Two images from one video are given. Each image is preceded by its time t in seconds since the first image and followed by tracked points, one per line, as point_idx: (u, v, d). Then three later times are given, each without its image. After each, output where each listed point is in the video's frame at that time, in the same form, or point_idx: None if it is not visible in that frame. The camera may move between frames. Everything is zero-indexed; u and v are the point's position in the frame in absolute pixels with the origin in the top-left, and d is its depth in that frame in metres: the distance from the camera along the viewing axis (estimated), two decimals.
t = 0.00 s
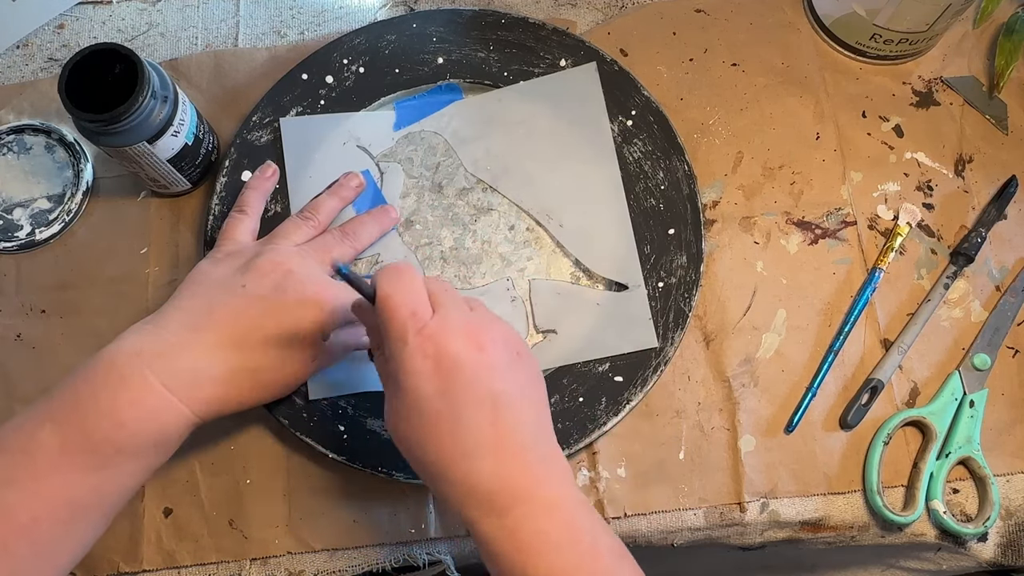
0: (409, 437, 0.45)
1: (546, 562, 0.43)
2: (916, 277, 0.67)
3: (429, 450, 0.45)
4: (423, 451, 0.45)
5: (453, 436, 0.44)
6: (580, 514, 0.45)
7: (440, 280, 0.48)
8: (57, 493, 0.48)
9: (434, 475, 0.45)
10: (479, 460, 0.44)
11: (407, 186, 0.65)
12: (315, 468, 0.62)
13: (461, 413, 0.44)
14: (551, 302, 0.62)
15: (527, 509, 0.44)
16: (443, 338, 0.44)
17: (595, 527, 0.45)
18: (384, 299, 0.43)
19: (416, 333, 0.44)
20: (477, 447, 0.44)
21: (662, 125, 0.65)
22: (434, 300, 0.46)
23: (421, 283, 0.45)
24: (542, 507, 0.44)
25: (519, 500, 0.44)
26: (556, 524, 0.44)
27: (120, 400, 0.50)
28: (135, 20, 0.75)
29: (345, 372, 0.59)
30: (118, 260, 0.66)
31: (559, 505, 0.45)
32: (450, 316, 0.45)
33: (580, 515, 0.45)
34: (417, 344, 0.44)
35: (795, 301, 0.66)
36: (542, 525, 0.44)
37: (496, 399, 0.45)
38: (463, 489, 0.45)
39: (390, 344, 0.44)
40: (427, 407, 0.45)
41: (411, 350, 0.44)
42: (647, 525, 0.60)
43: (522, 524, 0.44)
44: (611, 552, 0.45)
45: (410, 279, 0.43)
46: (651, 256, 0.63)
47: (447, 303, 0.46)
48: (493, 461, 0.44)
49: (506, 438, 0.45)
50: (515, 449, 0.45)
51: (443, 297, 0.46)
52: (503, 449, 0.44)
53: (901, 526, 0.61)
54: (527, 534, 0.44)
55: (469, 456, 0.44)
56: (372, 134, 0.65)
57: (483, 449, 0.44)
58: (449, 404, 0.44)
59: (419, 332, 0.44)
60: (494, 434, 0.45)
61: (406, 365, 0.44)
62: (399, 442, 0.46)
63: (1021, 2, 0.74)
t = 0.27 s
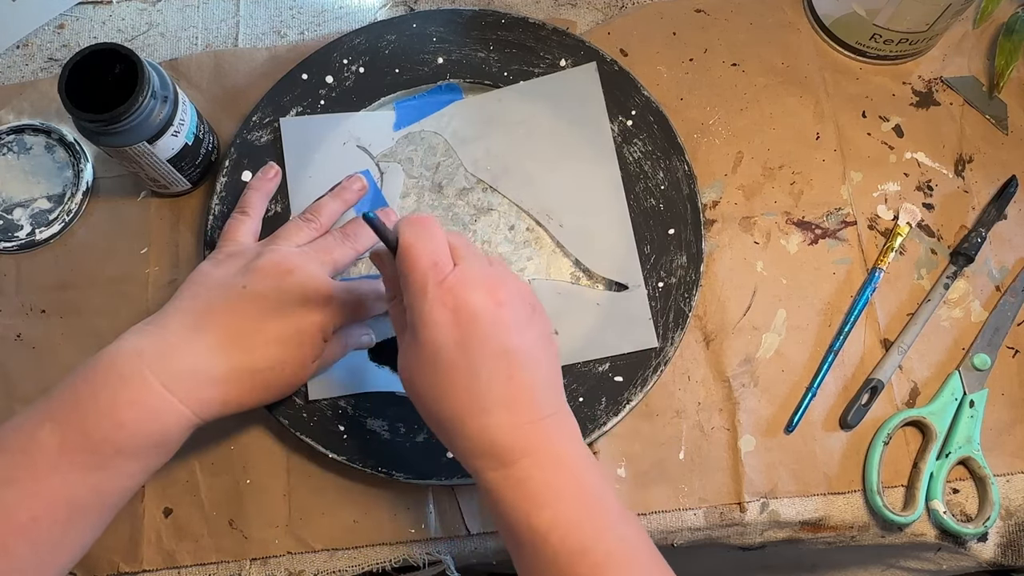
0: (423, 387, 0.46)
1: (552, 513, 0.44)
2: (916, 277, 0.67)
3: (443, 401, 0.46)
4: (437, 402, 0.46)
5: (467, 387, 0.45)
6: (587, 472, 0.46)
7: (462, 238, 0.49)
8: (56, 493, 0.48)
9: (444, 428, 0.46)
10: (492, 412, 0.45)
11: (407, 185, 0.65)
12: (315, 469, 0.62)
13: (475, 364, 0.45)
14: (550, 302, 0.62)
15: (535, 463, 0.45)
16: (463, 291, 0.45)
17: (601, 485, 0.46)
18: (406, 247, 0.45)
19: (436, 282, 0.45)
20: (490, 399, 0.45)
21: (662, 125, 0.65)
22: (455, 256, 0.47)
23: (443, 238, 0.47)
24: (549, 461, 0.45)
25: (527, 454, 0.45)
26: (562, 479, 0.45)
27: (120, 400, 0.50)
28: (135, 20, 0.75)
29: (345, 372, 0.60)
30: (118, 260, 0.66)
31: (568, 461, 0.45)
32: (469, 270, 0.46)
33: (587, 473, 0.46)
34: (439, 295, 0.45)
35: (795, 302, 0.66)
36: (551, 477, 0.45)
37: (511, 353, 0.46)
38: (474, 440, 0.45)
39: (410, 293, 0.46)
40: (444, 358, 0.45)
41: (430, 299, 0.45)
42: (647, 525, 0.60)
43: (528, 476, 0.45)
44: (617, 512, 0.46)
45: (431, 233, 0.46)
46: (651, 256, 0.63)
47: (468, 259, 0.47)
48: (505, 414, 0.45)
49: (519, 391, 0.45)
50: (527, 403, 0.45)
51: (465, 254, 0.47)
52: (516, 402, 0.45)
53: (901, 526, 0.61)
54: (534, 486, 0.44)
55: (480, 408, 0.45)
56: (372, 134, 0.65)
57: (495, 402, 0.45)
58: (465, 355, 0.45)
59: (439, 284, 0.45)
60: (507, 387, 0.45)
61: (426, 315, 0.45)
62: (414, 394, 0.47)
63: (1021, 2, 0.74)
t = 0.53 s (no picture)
0: (402, 377, 0.46)
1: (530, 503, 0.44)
2: (916, 277, 0.67)
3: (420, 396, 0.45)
4: (414, 393, 0.45)
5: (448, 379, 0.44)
6: (565, 462, 0.45)
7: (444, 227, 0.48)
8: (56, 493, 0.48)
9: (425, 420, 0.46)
10: (470, 405, 0.44)
11: (407, 185, 0.65)
12: (315, 468, 0.62)
13: (455, 356, 0.44)
14: (550, 302, 0.62)
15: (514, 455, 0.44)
16: (444, 280, 0.44)
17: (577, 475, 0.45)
18: (389, 236, 0.44)
19: (417, 273, 0.44)
20: (469, 391, 0.44)
21: (662, 125, 0.65)
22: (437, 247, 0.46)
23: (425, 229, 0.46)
24: (528, 454, 0.44)
25: (507, 446, 0.44)
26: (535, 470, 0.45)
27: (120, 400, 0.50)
28: (135, 20, 0.75)
29: (345, 372, 0.60)
30: (118, 260, 0.66)
31: (547, 455, 0.45)
32: (451, 261, 0.45)
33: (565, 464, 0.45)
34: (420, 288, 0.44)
35: (795, 302, 0.66)
36: (528, 470, 0.44)
37: (491, 346, 0.45)
38: (452, 431, 0.45)
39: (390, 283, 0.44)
40: (423, 349, 0.44)
41: (410, 289, 0.44)
42: (647, 525, 0.60)
43: (507, 469, 0.44)
44: (595, 505, 0.45)
45: (417, 226, 0.45)
46: (651, 256, 0.63)
47: (450, 249, 0.46)
48: (483, 407, 0.44)
49: (498, 384, 0.44)
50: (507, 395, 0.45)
51: (446, 244, 0.46)
52: (495, 394, 0.44)
53: (901, 526, 0.61)
54: (513, 478, 0.44)
55: (458, 400, 0.44)
56: (373, 134, 0.65)
57: (473, 394, 0.44)
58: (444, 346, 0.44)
59: (420, 275, 0.44)
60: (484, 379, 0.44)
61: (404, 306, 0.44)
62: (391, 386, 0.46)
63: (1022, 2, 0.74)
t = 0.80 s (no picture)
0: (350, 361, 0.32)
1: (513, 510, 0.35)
2: (916, 277, 0.67)
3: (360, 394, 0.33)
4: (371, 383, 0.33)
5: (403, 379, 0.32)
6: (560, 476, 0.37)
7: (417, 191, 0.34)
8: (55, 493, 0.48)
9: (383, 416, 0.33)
10: (438, 407, 0.32)
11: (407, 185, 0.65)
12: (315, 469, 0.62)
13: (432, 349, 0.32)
14: (550, 302, 0.62)
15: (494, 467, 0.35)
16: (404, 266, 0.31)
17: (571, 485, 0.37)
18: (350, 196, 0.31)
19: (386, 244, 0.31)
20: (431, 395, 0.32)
21: (662, 125, 0.65)
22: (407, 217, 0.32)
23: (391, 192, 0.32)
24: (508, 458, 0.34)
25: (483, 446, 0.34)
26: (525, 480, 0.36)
27: (119, 400, 0.50)
28: (135, 20, 0.75)
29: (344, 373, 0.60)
30: (118, 260, 0.66)
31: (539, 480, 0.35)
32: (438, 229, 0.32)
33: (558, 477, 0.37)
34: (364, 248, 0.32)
35: (795, 302, 0.66)
36: (511, 476, 0.35)
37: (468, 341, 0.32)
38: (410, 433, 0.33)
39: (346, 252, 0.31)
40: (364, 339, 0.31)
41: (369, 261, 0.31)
42: (647, 525, 0.61)
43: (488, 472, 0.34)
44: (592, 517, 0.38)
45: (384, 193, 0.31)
46: (651, 256, 0.63)
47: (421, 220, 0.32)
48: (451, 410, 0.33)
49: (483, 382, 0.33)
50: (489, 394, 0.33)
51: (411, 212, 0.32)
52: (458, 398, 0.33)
53: (901, 526, 0.61)
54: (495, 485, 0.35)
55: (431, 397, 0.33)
56: (372, 134, 0.65)
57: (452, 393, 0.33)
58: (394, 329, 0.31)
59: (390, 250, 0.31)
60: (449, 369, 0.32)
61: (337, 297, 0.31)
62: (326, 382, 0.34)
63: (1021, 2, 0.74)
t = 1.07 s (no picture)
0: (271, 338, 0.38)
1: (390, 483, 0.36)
2: (916, 277, 0.67)
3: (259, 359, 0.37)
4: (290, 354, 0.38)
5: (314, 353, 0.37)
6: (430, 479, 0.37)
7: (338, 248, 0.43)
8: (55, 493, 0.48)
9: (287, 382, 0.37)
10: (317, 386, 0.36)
11: (407, 185, 0.65)
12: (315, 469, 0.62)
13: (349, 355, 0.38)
14: (550, 302, 0.63)
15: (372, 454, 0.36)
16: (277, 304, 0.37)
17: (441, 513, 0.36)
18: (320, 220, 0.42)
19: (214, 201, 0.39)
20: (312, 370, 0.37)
21: (661, 125, 0.65)
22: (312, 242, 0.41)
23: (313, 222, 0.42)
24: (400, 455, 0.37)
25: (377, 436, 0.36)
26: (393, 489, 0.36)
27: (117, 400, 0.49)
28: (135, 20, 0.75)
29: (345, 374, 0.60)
30: (118, 260, 0.66)
31: (412, 493, 0.36)
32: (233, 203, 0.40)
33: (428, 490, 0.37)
34: (275, 241, 0.39)
35: (795, 302, 0.66)
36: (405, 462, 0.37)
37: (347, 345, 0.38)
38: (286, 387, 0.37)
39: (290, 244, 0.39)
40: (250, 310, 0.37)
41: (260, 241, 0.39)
42: (647, 525, 0.61)
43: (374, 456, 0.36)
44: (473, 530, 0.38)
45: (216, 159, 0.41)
46: (651, 256, 0.63)
47: (314, 244, 0.41)
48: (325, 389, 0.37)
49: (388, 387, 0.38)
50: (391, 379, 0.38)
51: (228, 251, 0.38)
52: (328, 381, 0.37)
53: (901, 526, 0.61)
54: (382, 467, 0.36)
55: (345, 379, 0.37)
56: (373, 134, 0.65)
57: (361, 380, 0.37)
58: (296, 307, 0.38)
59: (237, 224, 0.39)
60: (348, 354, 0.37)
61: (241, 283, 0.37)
62: (225, 349, 0.38)
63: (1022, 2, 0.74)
